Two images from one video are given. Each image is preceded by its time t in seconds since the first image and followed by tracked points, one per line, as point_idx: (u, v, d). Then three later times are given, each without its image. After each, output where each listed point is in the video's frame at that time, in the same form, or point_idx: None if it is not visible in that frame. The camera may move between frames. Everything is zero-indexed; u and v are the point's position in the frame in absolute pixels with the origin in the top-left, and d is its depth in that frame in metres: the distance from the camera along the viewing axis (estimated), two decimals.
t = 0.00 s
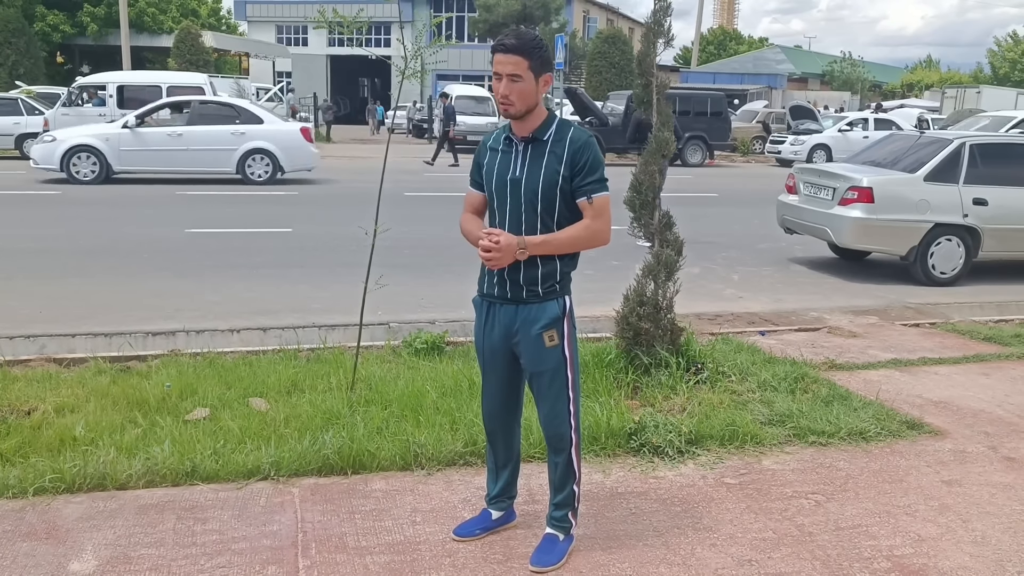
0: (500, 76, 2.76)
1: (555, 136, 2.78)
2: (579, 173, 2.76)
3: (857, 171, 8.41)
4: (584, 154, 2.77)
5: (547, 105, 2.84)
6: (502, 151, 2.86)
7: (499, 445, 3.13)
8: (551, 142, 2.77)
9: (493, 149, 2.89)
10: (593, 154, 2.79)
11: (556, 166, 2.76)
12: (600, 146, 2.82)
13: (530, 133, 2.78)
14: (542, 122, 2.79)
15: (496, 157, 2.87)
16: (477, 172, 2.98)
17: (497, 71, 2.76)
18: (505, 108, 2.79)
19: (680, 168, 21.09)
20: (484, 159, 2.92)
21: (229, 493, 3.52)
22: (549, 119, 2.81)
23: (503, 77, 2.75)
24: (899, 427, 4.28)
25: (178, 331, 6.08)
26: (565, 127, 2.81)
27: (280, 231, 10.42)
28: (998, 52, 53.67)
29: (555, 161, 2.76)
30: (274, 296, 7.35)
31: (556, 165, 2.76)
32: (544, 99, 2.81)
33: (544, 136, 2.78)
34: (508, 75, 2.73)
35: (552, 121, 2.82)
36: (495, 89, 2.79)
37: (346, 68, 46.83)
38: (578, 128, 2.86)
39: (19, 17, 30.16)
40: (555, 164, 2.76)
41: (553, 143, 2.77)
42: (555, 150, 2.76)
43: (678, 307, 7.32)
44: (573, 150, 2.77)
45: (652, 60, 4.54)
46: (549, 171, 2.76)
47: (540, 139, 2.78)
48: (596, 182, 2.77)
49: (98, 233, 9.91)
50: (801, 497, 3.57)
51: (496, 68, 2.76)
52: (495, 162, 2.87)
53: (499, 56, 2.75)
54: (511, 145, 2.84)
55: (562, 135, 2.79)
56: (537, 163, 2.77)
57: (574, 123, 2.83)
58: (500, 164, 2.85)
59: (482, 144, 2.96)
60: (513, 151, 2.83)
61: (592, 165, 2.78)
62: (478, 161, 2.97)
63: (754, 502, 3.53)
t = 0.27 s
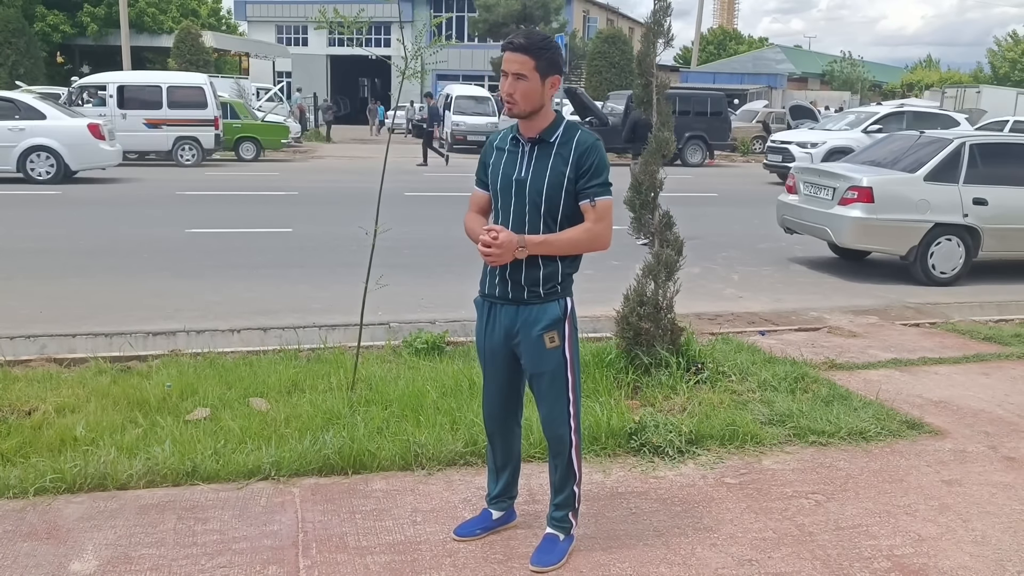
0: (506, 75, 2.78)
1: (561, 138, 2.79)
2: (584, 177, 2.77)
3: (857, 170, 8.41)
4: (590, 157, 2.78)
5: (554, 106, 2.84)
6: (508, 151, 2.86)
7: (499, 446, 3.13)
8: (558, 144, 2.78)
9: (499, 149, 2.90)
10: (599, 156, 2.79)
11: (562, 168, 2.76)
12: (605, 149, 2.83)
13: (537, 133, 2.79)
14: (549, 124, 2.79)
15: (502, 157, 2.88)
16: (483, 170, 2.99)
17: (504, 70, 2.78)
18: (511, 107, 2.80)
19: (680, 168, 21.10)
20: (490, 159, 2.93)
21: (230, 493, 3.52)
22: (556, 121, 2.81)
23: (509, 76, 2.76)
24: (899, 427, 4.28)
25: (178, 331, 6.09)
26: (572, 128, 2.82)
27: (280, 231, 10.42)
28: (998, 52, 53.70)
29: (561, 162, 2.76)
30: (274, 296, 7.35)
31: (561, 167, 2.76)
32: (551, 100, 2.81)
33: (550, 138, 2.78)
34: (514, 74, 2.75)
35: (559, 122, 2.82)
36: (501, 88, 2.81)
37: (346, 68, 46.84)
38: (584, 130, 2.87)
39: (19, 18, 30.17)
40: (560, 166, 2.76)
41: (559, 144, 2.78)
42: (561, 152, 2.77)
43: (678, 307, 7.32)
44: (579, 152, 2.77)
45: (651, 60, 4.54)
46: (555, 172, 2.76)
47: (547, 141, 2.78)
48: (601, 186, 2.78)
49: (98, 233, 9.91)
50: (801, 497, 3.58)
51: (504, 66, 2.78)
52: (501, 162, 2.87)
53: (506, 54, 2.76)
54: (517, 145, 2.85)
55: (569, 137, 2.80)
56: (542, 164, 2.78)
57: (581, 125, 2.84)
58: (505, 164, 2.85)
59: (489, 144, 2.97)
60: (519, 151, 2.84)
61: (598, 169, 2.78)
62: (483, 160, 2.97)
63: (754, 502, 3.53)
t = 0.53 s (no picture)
0: (510, 76, 2.78)
1: (566, 139, 2.78)
2: (588, 178, 2.76)
3: (857, 171, 8.41)
4: (594, 159, 2.77)
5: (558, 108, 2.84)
6: (512, 152, 2.86)
7: (501, 447, 3.13)
8: (562, 145, 2.77)
9: (503, 150, 2.90)
10: (603, 158, 2.78)
11: (566, 169, 2.76)
12: (609, 150, 2.83)
13: (540, 135, 2.78)
14: (552, 125, 2.79)
15: (506, 158, 2.87)
16: (486, 171, 2.98)
17: (508, 71, 2.78)
18: (515, 108, 2.80)
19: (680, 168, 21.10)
20: (494, 159, 2.93)
21: (229, 494, 3.52)
22: (560, 123, 2.81)
23: (513, 77, 2.76)
24: (899, 428, 4.27)
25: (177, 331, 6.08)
26: (576, 130, 2.81)
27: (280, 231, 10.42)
28: (998, 52, 53.71)
29: (564, 164, 2.76)
30: (274, 297, 7.35)
31: (565, 168, 2.76)
32: (555, 102, 2.81)
33: (554, 139, 2.78)
34: (518, 75, 2.74)
35: (564, 123, 2.82)
36: (505, 89, 2.80)
37: (345, 68, 46.84)
38: (589, 131, 2.87)
39: (19, 18, 30.16)
40: (564, 167, 2.76)
41: (563, 146, 2.77)
42: (565, 153, 2.77)
43: (678, 308, 7.32)
44: (583, 154, 2.77)
45: (651, 60, 4.54)
46: (559, 174, 2.76)
47: (550, 142, 2.78)
48: (604, 188, 2.77)
49: (97, 234, 9.90)
50: (801, 498, 3.57)
51: (508, 67, 2.78)
52: (505, 162, 2.87)
53: (512, 54, 2.77)
54: (521, 146, 2.85)
55: (573, 138, 2.79)
56: (546, 165, 2.77)
57: (585, 127, 2.84)
58: (509, 165, 2.85)
59: (493, 144, 2.97)
60: (523, 152, 2.83)
61: (602, 171, 2.78)
62: (487, 161, 2.97)
63: (754, 503, 3.53)
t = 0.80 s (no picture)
0: (511, 76, 2.77)
1: (568, 140, 2.78)
2: (591, 180, 2.76)
3: (857, 171, 8.41)
4: (597, 161, 2.77)
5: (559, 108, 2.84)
6: (515, 153, 2.87)
7: (503, 448, 3.13)
8: (564, 146, 2.77)
9: (505, 151, 2.90)
10: (606, 159, 2.78)
11: (568, 171, 2.76)
12: (612, 152, 2.82)
13: (542, 136, 2.78)
14: (554, 127, 2.79)
15: (508, 159, 2.88)
16: (489, 171, 2.98)
17: (509, 72, 2.78)
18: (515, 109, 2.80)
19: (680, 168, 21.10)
20: (496, 161, 2.93)
21: (229, 495, 3.52)
22: (562, 124, 2.80)
23: (513, 78, 2.76)
24: (899, 428, 4.27)
25: (178, 332, 6.09)
26: (578, 131, 2.80)
27: (280, 231, 10.42)
28: (999, 52, 53.70)
29: (567, 166, 2.76)
30: (275, 297, 7.34)
31: (568, 170, 2.76)
32: (556, 102, 2.81)
33: (556, 141, 2.78)
34: (519, 75, 2.74)
35: (566, 124, 2.82)
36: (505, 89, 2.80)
37: (345, 68, 46.82)
38: (591, 132, 2.87)
39: (19, 18, 30.12)
40: (567, 169, 2.76)
41: (566, 147, 2.77)
42: (567, 155, 2.76)
43: (678, 308, 7.32)
44: (585, 155, 2.76)
45: (652, 61, 4.53)
46: (562, 175, 2.76)
47: (552, 144, 2.78)
48: (607, 189, 2.77)
49: (98, 234, 9.90)
50: (801, 499, 3.57)
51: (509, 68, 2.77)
52: (508, 164, 2.87)
53: (512, 55, 2.76)
54: (523, 147, 2.85)
55: (576, 139, 2.79)
56: (549, 167, 2.77)
57: (587, 128, 2.83)
58: (511, 166, 2.85)
59: (495, 145, 2.97)
60: (525, 152, 2.84)
61: (605, 173, 2.78)
62: (490, 162, 2.97)
63: (754, 504, 3.52)
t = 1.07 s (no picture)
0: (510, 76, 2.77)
1: (569, 139, 2.77)
2: (592, 180, 2.76)
3: (857, 171, 8.40)
4: (598, 161, 2.76)
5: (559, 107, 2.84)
6: (515, 152, 2.86)
7: (506, 448, 3.13)
8: (565, 146, 2.76)
9: (506, 150, 2.90)
10: (608, 159, 2.78)
11: (569, 171, 2.75)
12: (614, 151, 2.82)
13: (543, 135, 2.78)
14: (555, 126, 2.78)
15: (509, 158, 2.87)
16: (491, 171, 2.98)
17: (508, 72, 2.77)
18: (516, 109, 2.80)
19: (681, 168, 21.10)
20: (497, 160, 2.92)
21: (231, 495, 3.52)
22: (562, 123, 2.80)
23: (513, 77, 2.76)
24: (901, 428, 4.27)
25: (179, 332, 6.08)
26: (579, 130, 2.80)
27: (281, 231, 10.41)
28: (999, 51, 53.68)
29: (568, 166, 2.75)
30: (276, 298, 7.34)
31: (569, 170, 2.75)
32: (557, 101, 2.80)
33: (557, 140, 2.77)
34: (519, 75, 2.74)
35: (567, 124, 2.81)
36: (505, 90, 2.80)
37: (345, 68, 46.82)
38: (592, 132, 2.86)
39: (19, 18, 30.11)
40: (568, 169, 2.75)
41: (567, 147, 2.76)
42: (568, 154, 2.76)
43: (679, 308, 7.31)
44: (587, 155, 2.76)
45: (652, 60, 4.53)
46: (562, 175, 2.75)
47: (553, 143, 2.78)
48: (609, 189, 2.77)
49: (99, 234, 9.89)
50: (803, 499, 3.57)
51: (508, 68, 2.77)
52: (508, 163, 2.87)
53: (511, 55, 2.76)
54: (524, 146, 2.85)
55: (577, 139, 2.78)
56: (550, 166, 2.77)
57: (588, 127, 2.82)
58: (512, 165, 2.85)
59: (496, 145, 2.97)
60: (526, 152, 2.83)
61: (607, 172, 2.77)
62: (491, 161, 2.97)
63: (756, 504, 3.52)
